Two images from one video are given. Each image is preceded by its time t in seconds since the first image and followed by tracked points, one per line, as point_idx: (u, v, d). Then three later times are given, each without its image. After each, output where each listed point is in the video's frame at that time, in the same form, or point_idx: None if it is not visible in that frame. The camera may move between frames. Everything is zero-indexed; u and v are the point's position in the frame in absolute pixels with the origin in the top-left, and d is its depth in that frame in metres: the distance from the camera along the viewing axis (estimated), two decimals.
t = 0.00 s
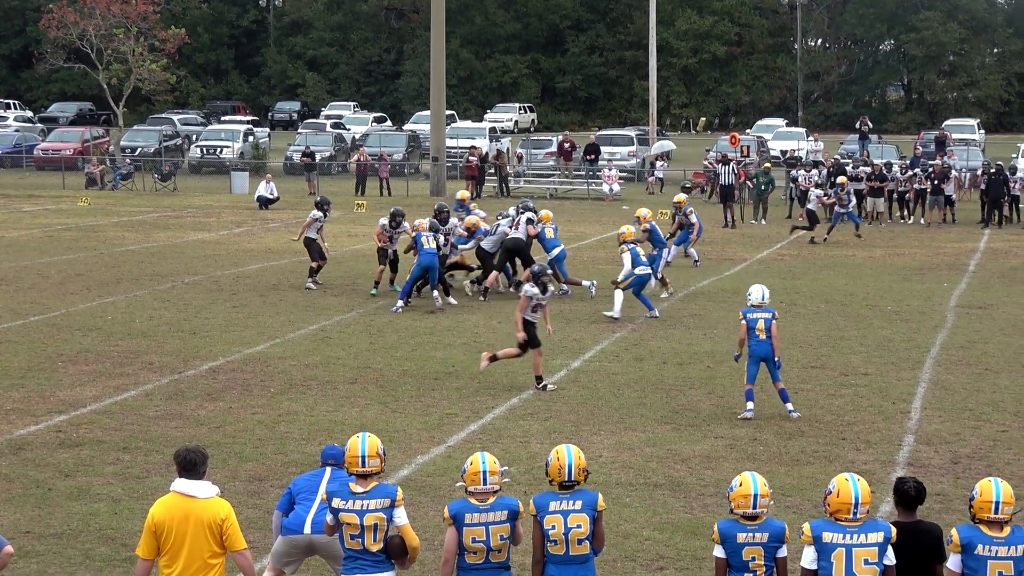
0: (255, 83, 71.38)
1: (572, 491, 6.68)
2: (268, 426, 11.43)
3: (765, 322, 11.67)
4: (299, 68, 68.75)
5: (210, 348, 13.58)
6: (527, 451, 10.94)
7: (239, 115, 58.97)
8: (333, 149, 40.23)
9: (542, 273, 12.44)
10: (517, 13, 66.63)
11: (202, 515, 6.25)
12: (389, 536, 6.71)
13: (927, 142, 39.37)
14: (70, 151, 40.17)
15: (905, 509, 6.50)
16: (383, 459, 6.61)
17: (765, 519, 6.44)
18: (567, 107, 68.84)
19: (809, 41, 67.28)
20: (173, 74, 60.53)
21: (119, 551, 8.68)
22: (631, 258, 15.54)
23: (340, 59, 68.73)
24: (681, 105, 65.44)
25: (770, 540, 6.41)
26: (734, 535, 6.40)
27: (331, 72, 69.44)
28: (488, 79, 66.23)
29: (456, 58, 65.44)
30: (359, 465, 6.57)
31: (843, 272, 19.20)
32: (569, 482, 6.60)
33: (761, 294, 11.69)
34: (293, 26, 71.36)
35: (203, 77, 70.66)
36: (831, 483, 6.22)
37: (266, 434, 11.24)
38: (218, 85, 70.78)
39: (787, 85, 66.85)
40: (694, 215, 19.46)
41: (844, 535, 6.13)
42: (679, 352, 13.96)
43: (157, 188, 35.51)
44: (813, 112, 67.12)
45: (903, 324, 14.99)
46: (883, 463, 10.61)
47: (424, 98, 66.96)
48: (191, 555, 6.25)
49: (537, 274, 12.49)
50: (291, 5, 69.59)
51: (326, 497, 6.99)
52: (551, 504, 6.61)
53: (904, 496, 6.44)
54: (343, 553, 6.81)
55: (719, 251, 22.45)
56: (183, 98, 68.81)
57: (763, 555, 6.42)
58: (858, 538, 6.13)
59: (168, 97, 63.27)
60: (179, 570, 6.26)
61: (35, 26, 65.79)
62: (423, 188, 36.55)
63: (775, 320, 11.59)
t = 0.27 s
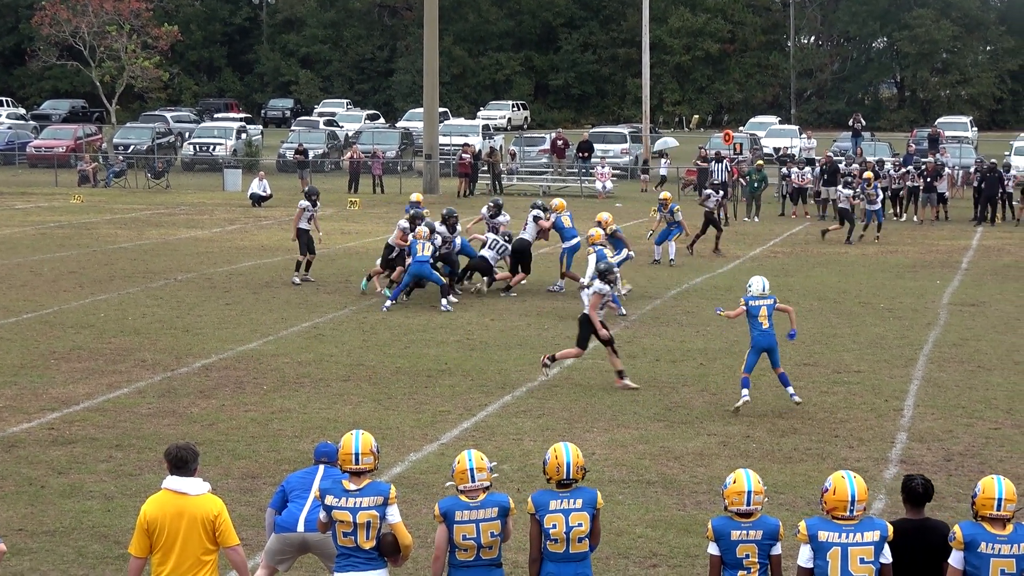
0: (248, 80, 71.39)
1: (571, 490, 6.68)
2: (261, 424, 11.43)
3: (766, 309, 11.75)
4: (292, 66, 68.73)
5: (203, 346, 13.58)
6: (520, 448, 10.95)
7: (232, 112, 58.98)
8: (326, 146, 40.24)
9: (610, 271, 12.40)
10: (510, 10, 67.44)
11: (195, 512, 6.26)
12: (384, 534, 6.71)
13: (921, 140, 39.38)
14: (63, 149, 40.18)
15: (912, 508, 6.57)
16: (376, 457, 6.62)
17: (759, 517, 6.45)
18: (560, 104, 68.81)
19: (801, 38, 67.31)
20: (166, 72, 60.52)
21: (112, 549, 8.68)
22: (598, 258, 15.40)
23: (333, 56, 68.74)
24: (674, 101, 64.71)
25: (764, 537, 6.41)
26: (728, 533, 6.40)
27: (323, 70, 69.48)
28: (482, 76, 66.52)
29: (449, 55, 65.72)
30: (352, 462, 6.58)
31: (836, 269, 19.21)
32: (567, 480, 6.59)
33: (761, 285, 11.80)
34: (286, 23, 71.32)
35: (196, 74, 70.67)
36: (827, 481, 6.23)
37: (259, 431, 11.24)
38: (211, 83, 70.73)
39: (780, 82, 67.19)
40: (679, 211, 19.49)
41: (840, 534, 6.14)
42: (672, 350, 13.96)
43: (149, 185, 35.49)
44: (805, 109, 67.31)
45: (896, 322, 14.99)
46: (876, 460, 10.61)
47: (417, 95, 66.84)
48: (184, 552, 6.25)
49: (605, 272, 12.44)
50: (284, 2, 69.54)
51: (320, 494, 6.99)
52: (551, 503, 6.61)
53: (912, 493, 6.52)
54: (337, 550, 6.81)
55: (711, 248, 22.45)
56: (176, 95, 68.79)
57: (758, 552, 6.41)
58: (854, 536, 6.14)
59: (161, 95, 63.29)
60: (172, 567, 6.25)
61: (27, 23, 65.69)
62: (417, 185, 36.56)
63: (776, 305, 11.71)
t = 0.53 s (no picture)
0: (240, 79, 71.34)
1: (567, 489, 6.69)
2: (253, 423, 11.42)
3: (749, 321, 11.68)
4: (284, 64, 68.70)
5: (195, 345, 13.57)
6: (512, 447, 10.94)
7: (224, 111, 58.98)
8: (318, 145, 40.23)
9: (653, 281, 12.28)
10: (502, 9, 66.94)
11: (186, 510, 6.25)
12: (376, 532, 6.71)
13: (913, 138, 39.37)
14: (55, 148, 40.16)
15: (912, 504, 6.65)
16: (369, 455, 6.61)
17: (752, 515, 6.44)
18: (552, 102, 68.74)
19: (794, 37, 68.13)
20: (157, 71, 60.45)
21: (104, 548, 8.67)
22: (564, 258, 15.44)
23: (325, 55, 68.76)
24: (666, 100, 65.52)
25: (757, 536, 6.41)
26: (721, 531, 6.41)
27: (316, 69, 69.42)
28: (474, 75, 66.05)
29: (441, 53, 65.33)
30: (345, 461, 6.57)
31: (828, 267, 19.22)
32: (562, 479, 6.60)
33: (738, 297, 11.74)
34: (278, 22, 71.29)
35: (188, 73, 70.59)
36: (823, 480, 6.22)
37: (252, 430, 11.23)
38: (204, 82, 70.71)
39: (772, 81, 66.98)
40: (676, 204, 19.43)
41: (836, 534, 6.14)
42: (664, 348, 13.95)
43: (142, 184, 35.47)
44: (798, 107, 67.20)
45: (888, 320, 14.99)
46: (868, 458, 10.62)
47: (409, 93, 66.87)
48: (176, 551, 6.24)
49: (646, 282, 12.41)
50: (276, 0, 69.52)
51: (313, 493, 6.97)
52: (549, 503, 6.61)
53: (912, 489, 6.61)
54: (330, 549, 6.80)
55: (703, 247, 22.44)
56: (169, 94, 68.82)
57: (751, 550, 6.41)
58: (850, 536, 6.14)
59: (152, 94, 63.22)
60: (163, 566, 6.24)
61: (19, 22, 65.57)
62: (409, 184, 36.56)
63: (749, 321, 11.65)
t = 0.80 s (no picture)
0: (226, 80, 71.36)
1: (557, 488, 6.72)
2: (240, 424, 11.41)
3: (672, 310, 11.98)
4: (270, 65, 68.64)
5: (182, 346, 13.56)
6: (500, 447, 10.94)
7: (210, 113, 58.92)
8: (304, 146, 40.22)
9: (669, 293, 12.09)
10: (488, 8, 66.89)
11: (170, 513, 6.24)
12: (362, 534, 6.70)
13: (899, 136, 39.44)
14: (41, 150, 40.10)
15: (900, 504, 6.67)
16: (355, 457, 6.61)
17: (740, 515, 6.45)
18: (539, 102, 68.76)
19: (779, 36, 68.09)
20: (143, 72, 60.39)
21: (91, 550, 8.66)
22: (525, 260, 15.18)
23: (311, 56, 68.77)
24: (652, 100, 65.67)
25: (744, 535, 6.41)
26: (709, 530, 6.41)
27: (302, 69, 69.43)
28: (460, 75, 66.01)
29: (427, 54, 65.23)
30: (331, 462, 6.55)
31: (814, 266, 19.24)
32: (551, 479, 6.62)
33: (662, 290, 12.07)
34: (264, 23, 71.23)
35: (174, 74, 70.57)
36: (812, 479, 6.23)
37: (239, 432, 11.23)
38: (189, 83, 70.63)
39: (758, 80, 67.07)
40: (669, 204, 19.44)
41: (825, 534, 6.15)
42: (651, 348, 13.96)
43: (128, 186, 35.44)
44: (784, 106, 67.03)
45: (874, 318, 15.01)
46: (855, 457, 10.62)
47: (395, 94, 66.69)
48: (160, 553, 6.24)
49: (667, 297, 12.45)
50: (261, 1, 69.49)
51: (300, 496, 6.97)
52: (541, 504, 6.62)
53: (901, 489, 6.64)
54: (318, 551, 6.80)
55: (689, 246, 22.45)
56: (155, 96, 68.84)
57: (738, 550, 6.42)
58: (839, 535, 6.14)
59: (138, 95, 63.20)
60: (148, 569, 6.23)
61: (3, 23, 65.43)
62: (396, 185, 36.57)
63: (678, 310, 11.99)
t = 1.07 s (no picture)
0: (206, 81, 71.11)
1: (539, 489, 6.74)
2: (221, 425, 11.40)
3: (588, 316, 11.83)
4: (251, 66, 68.50)
5: (163, 347, 13.54)
6: (481, 448, 10.94)
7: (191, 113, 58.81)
8: (285, 146, 40.17)
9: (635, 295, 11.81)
10: (469, 9, 67.42)
11: (148, 514, 6.21)
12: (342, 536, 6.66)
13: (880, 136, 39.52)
14: (21, 151, 40.00)
15: (878, 504, 6.65)
16: (336, 457, 6.58)
17: (721, 515, 6.44)
18: (519, 103, 68.73)
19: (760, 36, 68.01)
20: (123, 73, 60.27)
21: (71, 552, 8.64)
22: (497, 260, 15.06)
23: (292, 56, 68.71)
24: (634, 100, 66.37)
25: (726, 535, 6.40)
26: (690, 530, 6.40)
27: (282, 70, 69.42)
28: (441, 76, 66.24)
29: (408, 54, 65.82)
30: (312, 463, 6.53)
31: (795, 266, 19.26)
32: (533, 479, 6.64)
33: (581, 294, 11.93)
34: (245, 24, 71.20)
35: (155, 75, 70.50)
36: (794, 479, 6.24)
37: (220, 433, 11.22)
38: (170, 83, 70.47)
39: (739, 80, 66.66)
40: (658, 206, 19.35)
41: (808, 534, 6.15)
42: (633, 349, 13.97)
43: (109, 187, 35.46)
44: (765, 107, 66.59)
45: (855, 318, 15.02)
46: (836, 457, 10.63)
47: (376, 95, 66.46)
48: (139, 554, 6.21)
49: (629, 289, 12.08)
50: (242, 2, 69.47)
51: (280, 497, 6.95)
52: (525, 504, 6.63)
53: (879, 489, 6.62)
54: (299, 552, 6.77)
55: (669, 246, 22.47)
56: (135, 96, 68.89)
57: (719, 550, 6.41)
58: (821, 536, 6.15)
59: (119, 96, 63.13)
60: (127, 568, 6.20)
61: None
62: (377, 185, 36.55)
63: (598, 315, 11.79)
